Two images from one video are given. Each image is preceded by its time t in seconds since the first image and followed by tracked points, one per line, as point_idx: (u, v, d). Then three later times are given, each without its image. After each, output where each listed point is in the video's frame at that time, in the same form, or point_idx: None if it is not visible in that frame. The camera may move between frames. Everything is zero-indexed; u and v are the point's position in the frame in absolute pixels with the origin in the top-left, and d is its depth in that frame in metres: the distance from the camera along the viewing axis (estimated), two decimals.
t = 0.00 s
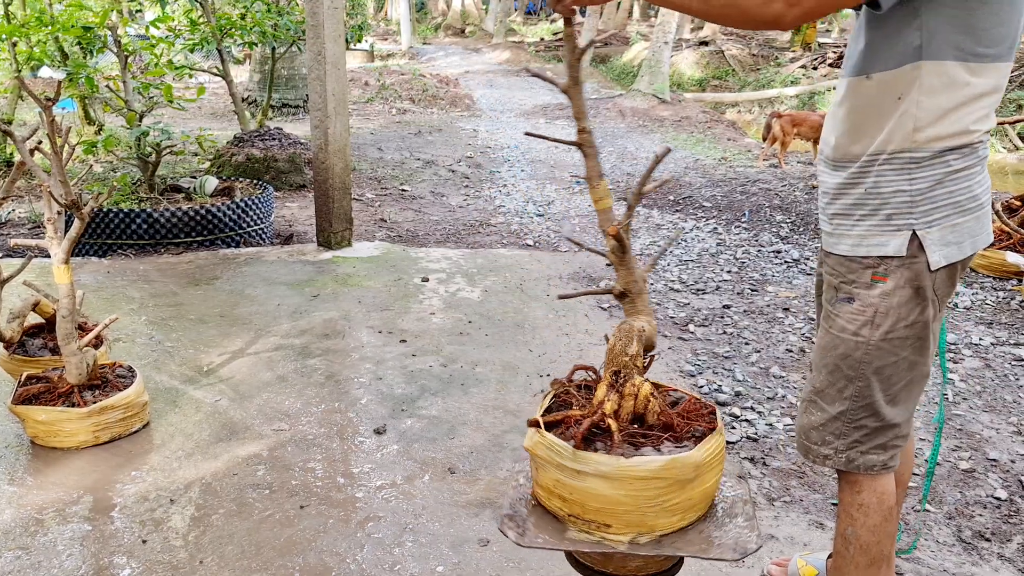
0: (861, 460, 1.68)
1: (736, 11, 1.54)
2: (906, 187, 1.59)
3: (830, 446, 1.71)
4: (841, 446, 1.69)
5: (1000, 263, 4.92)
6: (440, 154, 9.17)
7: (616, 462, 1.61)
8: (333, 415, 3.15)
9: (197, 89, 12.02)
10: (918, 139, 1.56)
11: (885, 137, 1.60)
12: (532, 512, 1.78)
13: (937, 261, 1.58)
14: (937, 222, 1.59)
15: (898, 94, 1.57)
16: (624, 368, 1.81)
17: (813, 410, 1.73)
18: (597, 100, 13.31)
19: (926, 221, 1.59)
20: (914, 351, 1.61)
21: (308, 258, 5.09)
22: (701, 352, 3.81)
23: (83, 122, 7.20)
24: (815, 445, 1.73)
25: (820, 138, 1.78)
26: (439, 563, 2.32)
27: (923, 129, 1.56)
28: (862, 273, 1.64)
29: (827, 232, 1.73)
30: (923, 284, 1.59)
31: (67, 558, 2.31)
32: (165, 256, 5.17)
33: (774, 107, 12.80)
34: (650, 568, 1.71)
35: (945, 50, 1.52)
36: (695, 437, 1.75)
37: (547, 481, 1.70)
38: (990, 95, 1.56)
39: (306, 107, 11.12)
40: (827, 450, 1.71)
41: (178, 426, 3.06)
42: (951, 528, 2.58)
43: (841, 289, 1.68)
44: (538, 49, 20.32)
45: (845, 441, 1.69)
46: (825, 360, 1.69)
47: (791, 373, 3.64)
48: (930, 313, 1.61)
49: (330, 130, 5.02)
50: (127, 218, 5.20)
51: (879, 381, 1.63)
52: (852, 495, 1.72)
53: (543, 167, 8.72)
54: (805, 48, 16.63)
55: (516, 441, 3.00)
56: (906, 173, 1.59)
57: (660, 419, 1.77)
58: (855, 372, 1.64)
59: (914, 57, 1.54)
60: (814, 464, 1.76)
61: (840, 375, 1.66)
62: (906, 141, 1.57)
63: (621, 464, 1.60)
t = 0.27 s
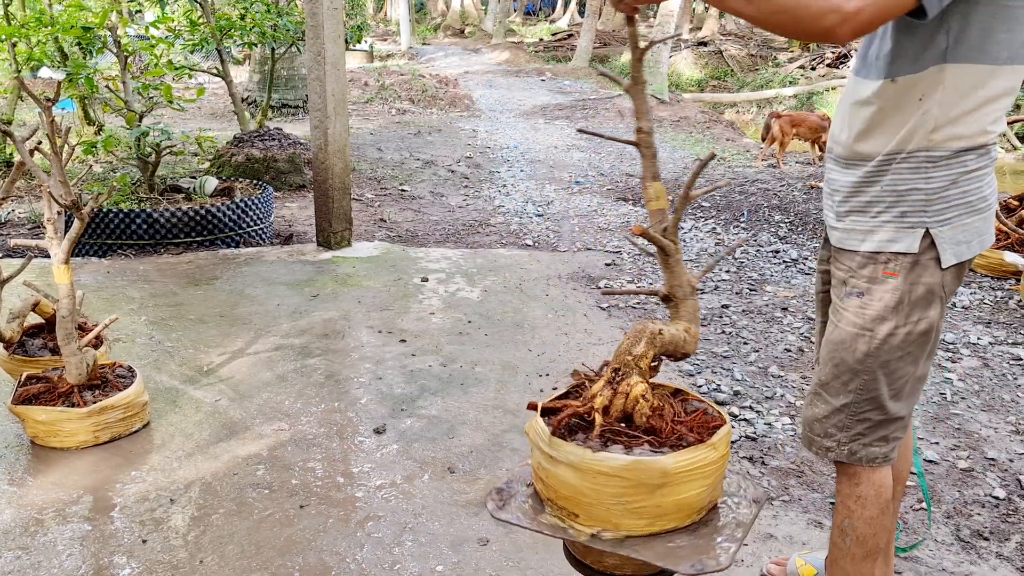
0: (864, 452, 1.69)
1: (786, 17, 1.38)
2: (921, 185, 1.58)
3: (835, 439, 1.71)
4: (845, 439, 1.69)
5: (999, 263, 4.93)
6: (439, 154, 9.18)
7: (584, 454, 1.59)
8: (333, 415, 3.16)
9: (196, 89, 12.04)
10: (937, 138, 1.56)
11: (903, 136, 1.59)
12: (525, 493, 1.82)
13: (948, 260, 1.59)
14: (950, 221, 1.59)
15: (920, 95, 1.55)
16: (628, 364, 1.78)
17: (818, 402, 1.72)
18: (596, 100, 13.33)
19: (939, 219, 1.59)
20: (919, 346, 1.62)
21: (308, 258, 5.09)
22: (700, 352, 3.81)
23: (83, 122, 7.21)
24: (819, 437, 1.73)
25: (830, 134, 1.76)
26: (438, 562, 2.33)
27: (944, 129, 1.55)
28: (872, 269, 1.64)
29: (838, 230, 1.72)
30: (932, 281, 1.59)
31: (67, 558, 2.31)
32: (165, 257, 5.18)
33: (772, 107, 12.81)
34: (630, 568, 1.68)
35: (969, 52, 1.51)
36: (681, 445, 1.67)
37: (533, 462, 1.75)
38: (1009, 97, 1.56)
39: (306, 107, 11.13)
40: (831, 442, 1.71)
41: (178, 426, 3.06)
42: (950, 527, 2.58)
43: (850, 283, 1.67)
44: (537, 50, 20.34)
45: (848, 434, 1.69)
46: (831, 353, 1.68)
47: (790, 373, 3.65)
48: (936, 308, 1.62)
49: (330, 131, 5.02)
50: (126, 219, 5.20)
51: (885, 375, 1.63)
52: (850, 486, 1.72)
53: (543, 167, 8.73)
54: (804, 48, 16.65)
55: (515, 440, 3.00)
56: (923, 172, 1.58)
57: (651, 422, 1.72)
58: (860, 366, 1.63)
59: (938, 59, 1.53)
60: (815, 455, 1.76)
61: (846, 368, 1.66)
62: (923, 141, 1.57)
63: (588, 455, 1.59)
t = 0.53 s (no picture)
0: (878, 450, 1.70)
1: (851, 26, 1.35)
2: (941, 185, 1.57)
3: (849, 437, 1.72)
4: (859, 437, 1.71)
5: (997, 262, 4.93)
6: (438, 154, 9.18)
7: (557, 440, 1.68)
8: (331, 414, 3.15)
9: (195, 88, 12.03)
10: (955, 138, 1.56)
11: (921, 137, 1.58)
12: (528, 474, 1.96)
13: (964, 259, 1.59)
14: (968, 221, 1.60)
15: (939, 96, 1.54)
16: (629, 362, 1.87)
17: (833, 401, 1.74)
18: (595, 100, 13.33)
19: (957, 218, 1.59)
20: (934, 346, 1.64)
21: (306, 258, 5.09)
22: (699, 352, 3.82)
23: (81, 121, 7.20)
24: (833, 435, 1.75)
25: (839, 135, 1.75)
26: (436, 561, 2.32)
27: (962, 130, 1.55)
28: (889, 268, 1.64)
29: (851, 231, 1.71)
30: (948, 281, 1.60)
31: (64, 558, 2.31)
32: (163, 256, 5.17)
33: (771, 107, 12.81)
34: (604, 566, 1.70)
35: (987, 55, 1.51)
36: (656, 449, 1.71)
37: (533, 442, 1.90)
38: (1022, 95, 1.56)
39: (304, 107, 11.12)
40: (845, 441, 1.72)
41: (176, 426, 3.06)
42: (948, 526, 2.59)
43: (867, 282, 1.68)
44: (536, 50, 20.35)
45: (863, 432, 1.70)
46: (847, 352, 1.70)
47: (789, 372, 3.65)
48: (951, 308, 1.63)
49: (328, 130, 5.02)
50: (124, 218, 5.20)
51: (901, 374, 1.65)
52: (858, 483, 1.74)
53: (541, 166, 8.73)
54: (802, 48, 16.66)
55: (513, 440, 3.00)
56: (943, 172, 1.57)
57: (633, 421, 1.78)
58: (877, 365, 1.65)
59: (958, 60, 1.52)
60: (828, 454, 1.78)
61: (862, 367, 1.67)
62: (942, 141, 1.56)
63: (558, 441, 1.69)
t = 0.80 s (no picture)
0: (886, 448, 1.71)
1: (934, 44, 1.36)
2: (952, 184, 1.60)
3: (856, 436, 1.73)
4: (867, 435, 1.72)
5: (995, 261, 4.93)
6: (436, 153, 9.17)
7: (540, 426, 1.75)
8: (328, 414, 3.15)
9: (192, 88, 12.01)
10: (966, 138, 1.57)
11: (934, 139, 1.59)
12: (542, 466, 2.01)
13: (972, 258, 1.62)
14: (976, 220, 1.62)
15: (951, 97, 1.55)
16: (630, 361, 1.90)
17: (840, 400, 1.75)
18: (593, 99, 13.33)
19: (967, 218, 1.61)
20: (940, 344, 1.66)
21: (304, 257, 5.08)
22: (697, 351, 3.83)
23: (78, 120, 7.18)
24: (840, 434, 1.76)
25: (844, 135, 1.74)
26: (434, 561, 2.32)
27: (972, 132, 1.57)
28: (898, 267, 1.65)
29: (860, 233, 1.72)
30: (954, 279, 1.63)
31: (61, 557, 2.31)
32: (161, 256, 5.16)
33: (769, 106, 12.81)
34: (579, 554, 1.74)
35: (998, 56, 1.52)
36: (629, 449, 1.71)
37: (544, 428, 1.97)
38: None
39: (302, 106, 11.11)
40: (853, 439, 1.74)
41: (173, 425, 3.06)
42: (946, 525, 2.58)
43: (875, 282, 1.69)
44: (534, 50, 20.34)
45: (871, 430, 1.71)
46: (855, 352, 1.71)
47: (787, 371, 3.65)
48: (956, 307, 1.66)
49: (326, 129, 5.01)
50: (122, 218, 5.19)
51: (909, 372, 1.66)
52: (861, 480, 1.76)
53: (539, 166, 8.72)
54: (801, 48, 16.66)
55: (511, 439, 2.99)
56: (954, 172, 1.59)
57: (616, 418, 1.82)
58: (886, 363, 1.66)
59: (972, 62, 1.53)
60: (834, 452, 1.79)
61: (872, 367, 1.68)
62: (954, 142, 1.58)
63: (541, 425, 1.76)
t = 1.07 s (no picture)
0: (894, 449, 1.73)
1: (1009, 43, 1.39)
2: (960, 184, 1.64)
3: (865, 437, 1.75)
4: (875, 436, 1.74)
5: (995, 260, 4.92)
6: (435, 152, 9.16)
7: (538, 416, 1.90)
8: (328, 413, 3.14)
9: (190, 88, 11.99)
10: (975, 138, 1.62)
11: (942, 139, 1.63)
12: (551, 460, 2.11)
13: (978, 256, 1.67)
14: (984, 218, 1.66)
15: (959, 98, 1.60)
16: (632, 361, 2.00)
17: (847, 401, 1.77)
18: (592, 99, 13.30)
19: (974, 217, 1.65)
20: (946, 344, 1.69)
21: (303, 257, 5.07)
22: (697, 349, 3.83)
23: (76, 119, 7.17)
24: (848, 436, 1.77)
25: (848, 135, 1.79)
26: (432, 560, 2.31)
27: (980, 132, 1.61)
28: (907, 267, 1.69)
29: (867, 232, 1.76)
30: (960, 278, 1.67)
31: (59, 557, 2.30)
32: (159, 255, 5.16)
33: (768, 106, 12.79)
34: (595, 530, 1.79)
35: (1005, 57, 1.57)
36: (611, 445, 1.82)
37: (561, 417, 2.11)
38: None
39: (301, 106, 11.09)
40: (861, 440, 1.75)
41: (172, 424, 3.05)
42: (945, 524, 2.58)
43: (884, 282, 1.72)
44: (533, 49, 20.32)
45: (880, 431, 1.73)
46: (863, 353, 1.73)
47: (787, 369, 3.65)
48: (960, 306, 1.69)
49: (324, 128, 5.00)
50: (120, 217, 5.18)
51: (917, 372, 1.69)
52: (865, 481, 1.77)
53: (538, 165, 8.71)
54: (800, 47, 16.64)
55: (510, 438, 2.99)
56: (961, 172, 1.64)
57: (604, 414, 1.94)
58: (897, 364, 1.69)
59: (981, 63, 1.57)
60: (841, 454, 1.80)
61: (880, 367, 1.71)
62: (962, 142, 1.62)
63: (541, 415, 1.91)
